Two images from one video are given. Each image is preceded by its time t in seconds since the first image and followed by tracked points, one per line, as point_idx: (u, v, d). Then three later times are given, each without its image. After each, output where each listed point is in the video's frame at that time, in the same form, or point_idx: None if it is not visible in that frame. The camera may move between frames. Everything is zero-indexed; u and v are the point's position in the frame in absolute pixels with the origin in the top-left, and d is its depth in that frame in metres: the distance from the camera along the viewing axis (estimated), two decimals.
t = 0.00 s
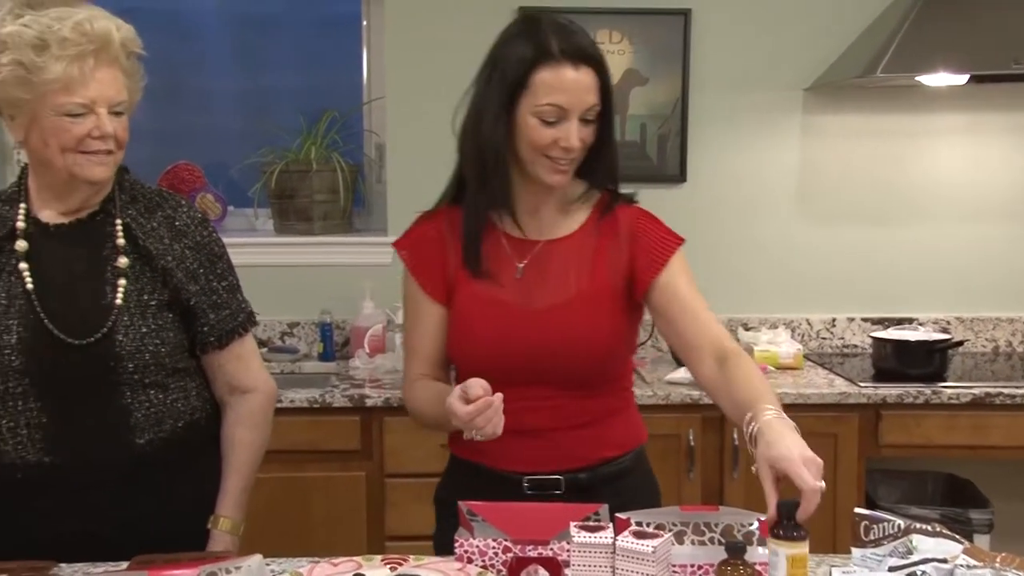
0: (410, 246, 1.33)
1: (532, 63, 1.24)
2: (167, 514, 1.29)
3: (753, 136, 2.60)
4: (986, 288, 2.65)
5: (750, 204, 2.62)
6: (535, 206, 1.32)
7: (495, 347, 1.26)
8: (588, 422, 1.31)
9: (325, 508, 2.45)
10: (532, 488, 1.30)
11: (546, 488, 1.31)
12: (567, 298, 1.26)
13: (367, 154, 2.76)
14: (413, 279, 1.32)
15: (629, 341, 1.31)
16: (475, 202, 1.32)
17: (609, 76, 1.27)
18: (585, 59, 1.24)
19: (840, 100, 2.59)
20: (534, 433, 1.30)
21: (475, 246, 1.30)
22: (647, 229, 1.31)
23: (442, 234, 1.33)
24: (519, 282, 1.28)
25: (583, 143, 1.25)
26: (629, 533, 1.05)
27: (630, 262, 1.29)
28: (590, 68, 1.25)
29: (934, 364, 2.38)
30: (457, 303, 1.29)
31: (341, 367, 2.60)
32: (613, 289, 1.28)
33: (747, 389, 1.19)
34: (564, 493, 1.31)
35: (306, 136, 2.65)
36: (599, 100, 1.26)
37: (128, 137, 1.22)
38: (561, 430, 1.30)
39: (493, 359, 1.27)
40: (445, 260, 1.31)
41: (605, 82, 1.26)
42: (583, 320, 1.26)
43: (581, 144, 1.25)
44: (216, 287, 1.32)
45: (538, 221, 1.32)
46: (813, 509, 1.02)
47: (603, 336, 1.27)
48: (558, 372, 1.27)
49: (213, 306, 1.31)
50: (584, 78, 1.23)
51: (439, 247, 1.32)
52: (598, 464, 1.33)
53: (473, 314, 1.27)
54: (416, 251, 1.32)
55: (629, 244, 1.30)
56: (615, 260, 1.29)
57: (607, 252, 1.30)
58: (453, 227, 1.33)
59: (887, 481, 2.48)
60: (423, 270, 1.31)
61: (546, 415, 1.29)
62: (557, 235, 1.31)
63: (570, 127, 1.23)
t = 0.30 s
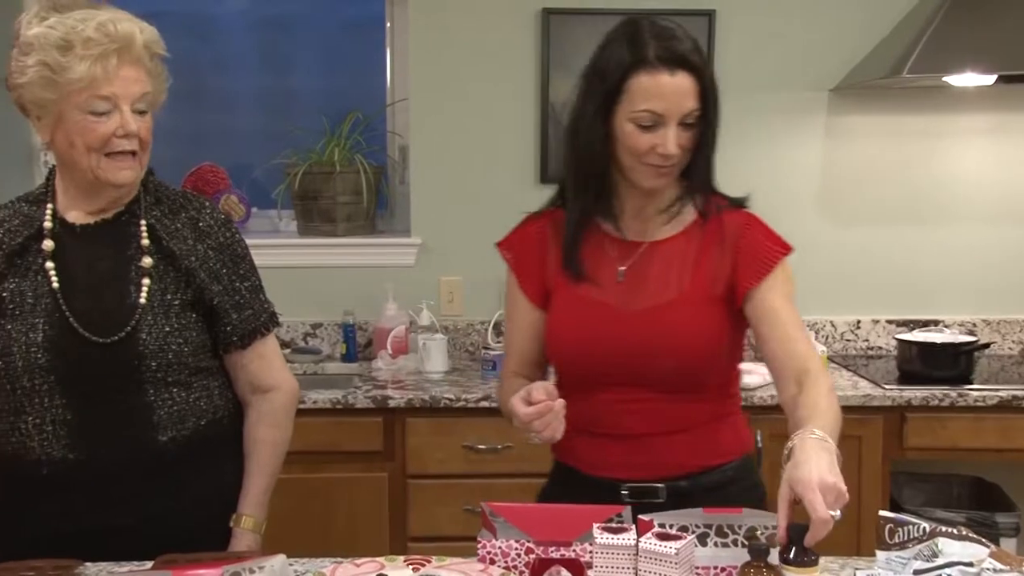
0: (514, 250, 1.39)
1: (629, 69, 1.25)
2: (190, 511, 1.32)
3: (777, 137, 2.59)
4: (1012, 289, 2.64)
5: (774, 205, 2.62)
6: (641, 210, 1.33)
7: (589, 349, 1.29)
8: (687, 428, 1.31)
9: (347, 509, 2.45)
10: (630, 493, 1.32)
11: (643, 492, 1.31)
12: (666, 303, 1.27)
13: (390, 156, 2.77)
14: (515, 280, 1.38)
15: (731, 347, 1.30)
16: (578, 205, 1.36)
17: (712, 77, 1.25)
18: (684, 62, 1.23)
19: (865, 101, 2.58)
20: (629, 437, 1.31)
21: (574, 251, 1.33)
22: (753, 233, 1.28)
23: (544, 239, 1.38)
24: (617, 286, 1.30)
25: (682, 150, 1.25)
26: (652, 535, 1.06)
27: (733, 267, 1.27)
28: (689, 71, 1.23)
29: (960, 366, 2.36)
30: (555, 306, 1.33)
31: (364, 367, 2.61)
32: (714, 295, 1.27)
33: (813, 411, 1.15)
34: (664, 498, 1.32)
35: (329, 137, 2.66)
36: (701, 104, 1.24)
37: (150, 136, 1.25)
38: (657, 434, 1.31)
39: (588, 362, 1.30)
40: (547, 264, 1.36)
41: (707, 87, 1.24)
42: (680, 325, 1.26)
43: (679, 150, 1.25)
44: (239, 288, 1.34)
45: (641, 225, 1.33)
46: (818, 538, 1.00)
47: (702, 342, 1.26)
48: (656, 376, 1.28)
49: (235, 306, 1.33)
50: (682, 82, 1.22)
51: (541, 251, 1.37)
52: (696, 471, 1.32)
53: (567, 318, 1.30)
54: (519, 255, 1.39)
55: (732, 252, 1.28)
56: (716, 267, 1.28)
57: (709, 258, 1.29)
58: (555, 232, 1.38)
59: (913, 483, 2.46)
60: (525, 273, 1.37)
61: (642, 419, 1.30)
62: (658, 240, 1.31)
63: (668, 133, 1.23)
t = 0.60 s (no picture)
0: (588, 247, 1.47)
1: (698, 67, 1.31)
2: (207, 502, 1.37)
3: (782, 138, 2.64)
4: (1014, 288, 2.68)
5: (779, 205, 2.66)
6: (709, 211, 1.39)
7: (657, 345, 1.36)
8: (755, 423, 1.36)
9: (360, 504, 2.50)
10: (695, 487, 1.37)
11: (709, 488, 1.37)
12: (734, 302, 1.32)
13: (402, 156, 2.82)
14: (587, 277, 1.47)
15: (799, 345, 1.34)
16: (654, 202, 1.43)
17: (782, 77, 1.29)
18: (751, 61, 1.28)
19: (869, 103, 2.62)
20: (696, 430, 1.37)
21: (645, 250, 1.40)
22: (824, 235, 1.32)
23: (615, 236, 1.46)
24: (687, 285, 1.36)
25: (750, 149, 1.30)
26: (660, 529, 1.14)
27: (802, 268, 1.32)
28: (757, 70, 1.28)
29: (961, 364, 2.42)
30: (626, 302, 1.40)
31: (376, 364, 2.66)
32: (782, 295, 1.32)
33: (845, 415, 1.20)
34: (728, 491, 1.37)
35: (343, 139, 2.71)
36: (768, 103, 1.29)
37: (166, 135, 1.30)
38: (725, 428, 1.37)
39: (657, 357, 1.36)
40: (617, 262, 1.44)
41: (775, 85, 1.28)
42: (748, 324, 1.31)
43: (748, 149, 1.30)
44: (252, 285, 1.38)
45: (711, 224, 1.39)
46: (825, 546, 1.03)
47: (770, 341, 1.31)
48: (724, 372, 1.34)
49: (248, 303, 1.38)
50: (749, 82, 1.27)
51: (610, 249, 1.45)
52: (765, 465, 1.37)
53: (638, 314, 1.37)
54: (593, 252, 1.47)
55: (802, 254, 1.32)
56: (785, 269, 1.33)
57: (778, 258, 1.34)
58: (626, 231, 1.45)
59: (916, 478, 2.50)
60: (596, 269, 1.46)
61: (709, 413, 1.37)
62: (727, 240, 1.37)
63: (736, 132, 1.28)
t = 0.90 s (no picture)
0: (611, 247, 1.53)
1: (709, 75, 1.34)
2: (227, 490, 1.48)
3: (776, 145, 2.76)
4: (1000, 289, 2.79)
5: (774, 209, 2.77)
6: (726, 217, 1.43)
7: (674, 343, 1.40)
8: (769, 421, 1.40)
9: (374, 494, 2.62)
10: (706, 483, 1.40)
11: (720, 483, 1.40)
12: (750, 303, 1.36)
13: (413, 162, 2.93)
14: (609, 275, 1.52)
15: (813, 347, 1.38)
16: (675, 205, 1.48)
17: (793, 86, 1.30)
18: (760, 71, 1.30)
19: (861, 111, 2.73)
20: (712, 428, 1.42)
21: (664, 252, 1.44)
22: (840, 240, 1.35)
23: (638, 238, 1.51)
24: (704, 286, 1.40)
25: (758, 155, 1.33)
26: (661, 519, 1.15)
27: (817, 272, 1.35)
28: (765, 80, 1.30)
29: (949, 360, 2.52)
30: (646, 302, 1.45)
31: (389, 361, 2.79)
32: (797, 298, 1.36)
33: (853, 420, 1.25)
34: (738, 488, 1.40)
35: (357, 145, 2.83)
36: (776, 111, 1.31)
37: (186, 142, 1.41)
38: (738, 427, 1.41)
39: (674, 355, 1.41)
40: (638, 262, 1.49)
41: (785, 93, 1.30)
42: (763, 326, 1.35)
43: (755, 155, 1.33)
44: (269, 285, 1.50)
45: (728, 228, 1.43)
46: (823, 542, 1.08)
47: (784, 342, 1.35)
48: (738, 371, 1.38)
49: (266, 302, 1.49)
50: (757, 91, 1.30)
51: (632, 249, 1.50)
52: (779, 462, 1.42)
53: (656, 313, 1.42)
54: (616, 252, 1.52)
55: (818, 255, 1.36)
56: (801, 271, 1.37)
57: (795, 262, 1.37)
58: (648, 232, 1.50)
59: (905, 470, 2.62)
60: (618, 268, 1.51)
61: (724, 411, 1.41)
62: (745, 242, 1.40)
63: (743, 139, 1.32)
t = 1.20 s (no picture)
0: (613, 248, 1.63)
1: (711, 86, 1.44)
2: (247, 479, 1.59)
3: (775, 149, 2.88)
4: (986, 289, 2.90)
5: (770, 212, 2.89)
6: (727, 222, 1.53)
7: (675, 340, 1.50)
8: (761, 416, 1.50)
9: (387, 485, 2.74)
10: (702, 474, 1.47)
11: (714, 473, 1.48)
12: (748, 303, 1.46)
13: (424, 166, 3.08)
14: (613, 275, 1.63)
15: (807, 344, 1.48)
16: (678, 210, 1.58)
17: (791, 97, 1.39)
18: (759, 83, 1.39)
19: (853, 118, 2.84)
20: (709, 421, 1.52)
21: (665, 254, 1.54)
22: (833, 243, 1.44)
23: (641, 241, 1.61)
24: (705, 287, 1.50)
25: (759, 162, 1.42)
26: (662, 509, 1.19)
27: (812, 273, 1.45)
28: (765, 91, 1.39)
29: (937, 357, 2.63)
30: (648, 301, 1.55)
31: (400, 357, 2.91)
32: (793, 297, 1.46)
33: (844, 413, 1.32)
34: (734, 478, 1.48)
35: (371, 150, 2.96)
36: (775, 120, 1.40)
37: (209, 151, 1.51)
38: (734, 420, 1.51)
39: (676, 352, 1.51)
40: (640, 263, 1.59)
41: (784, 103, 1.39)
42: (760, 323, 1.45)
43: (756, 162, 1.42)
44: (288, 284, 1.61)
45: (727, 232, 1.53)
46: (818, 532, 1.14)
47: (780, 340, 1.45)
48: (734, 367, 1.48)
49: (285, 300, 1.60)
50: (757, 102, 1.39)
51: (635, 251, 1.60)
52: (772, 454, 1.51)
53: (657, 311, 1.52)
54: (618, 253, 1.62)
55: (812, 258, 1.45)
56: (798, 274, 1.46)
57: (790, 264, 1.47)
58: (650, 235, 1.60)
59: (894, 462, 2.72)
60: (621, 268, 1.61)
61: (721, 404, 1.51)
62: (743, 245, 1.50)
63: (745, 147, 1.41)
